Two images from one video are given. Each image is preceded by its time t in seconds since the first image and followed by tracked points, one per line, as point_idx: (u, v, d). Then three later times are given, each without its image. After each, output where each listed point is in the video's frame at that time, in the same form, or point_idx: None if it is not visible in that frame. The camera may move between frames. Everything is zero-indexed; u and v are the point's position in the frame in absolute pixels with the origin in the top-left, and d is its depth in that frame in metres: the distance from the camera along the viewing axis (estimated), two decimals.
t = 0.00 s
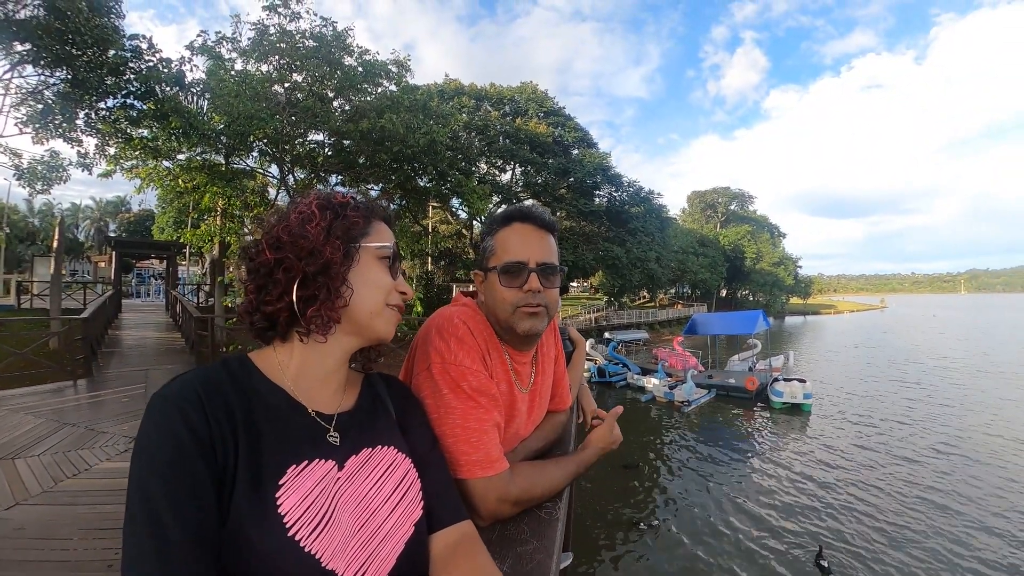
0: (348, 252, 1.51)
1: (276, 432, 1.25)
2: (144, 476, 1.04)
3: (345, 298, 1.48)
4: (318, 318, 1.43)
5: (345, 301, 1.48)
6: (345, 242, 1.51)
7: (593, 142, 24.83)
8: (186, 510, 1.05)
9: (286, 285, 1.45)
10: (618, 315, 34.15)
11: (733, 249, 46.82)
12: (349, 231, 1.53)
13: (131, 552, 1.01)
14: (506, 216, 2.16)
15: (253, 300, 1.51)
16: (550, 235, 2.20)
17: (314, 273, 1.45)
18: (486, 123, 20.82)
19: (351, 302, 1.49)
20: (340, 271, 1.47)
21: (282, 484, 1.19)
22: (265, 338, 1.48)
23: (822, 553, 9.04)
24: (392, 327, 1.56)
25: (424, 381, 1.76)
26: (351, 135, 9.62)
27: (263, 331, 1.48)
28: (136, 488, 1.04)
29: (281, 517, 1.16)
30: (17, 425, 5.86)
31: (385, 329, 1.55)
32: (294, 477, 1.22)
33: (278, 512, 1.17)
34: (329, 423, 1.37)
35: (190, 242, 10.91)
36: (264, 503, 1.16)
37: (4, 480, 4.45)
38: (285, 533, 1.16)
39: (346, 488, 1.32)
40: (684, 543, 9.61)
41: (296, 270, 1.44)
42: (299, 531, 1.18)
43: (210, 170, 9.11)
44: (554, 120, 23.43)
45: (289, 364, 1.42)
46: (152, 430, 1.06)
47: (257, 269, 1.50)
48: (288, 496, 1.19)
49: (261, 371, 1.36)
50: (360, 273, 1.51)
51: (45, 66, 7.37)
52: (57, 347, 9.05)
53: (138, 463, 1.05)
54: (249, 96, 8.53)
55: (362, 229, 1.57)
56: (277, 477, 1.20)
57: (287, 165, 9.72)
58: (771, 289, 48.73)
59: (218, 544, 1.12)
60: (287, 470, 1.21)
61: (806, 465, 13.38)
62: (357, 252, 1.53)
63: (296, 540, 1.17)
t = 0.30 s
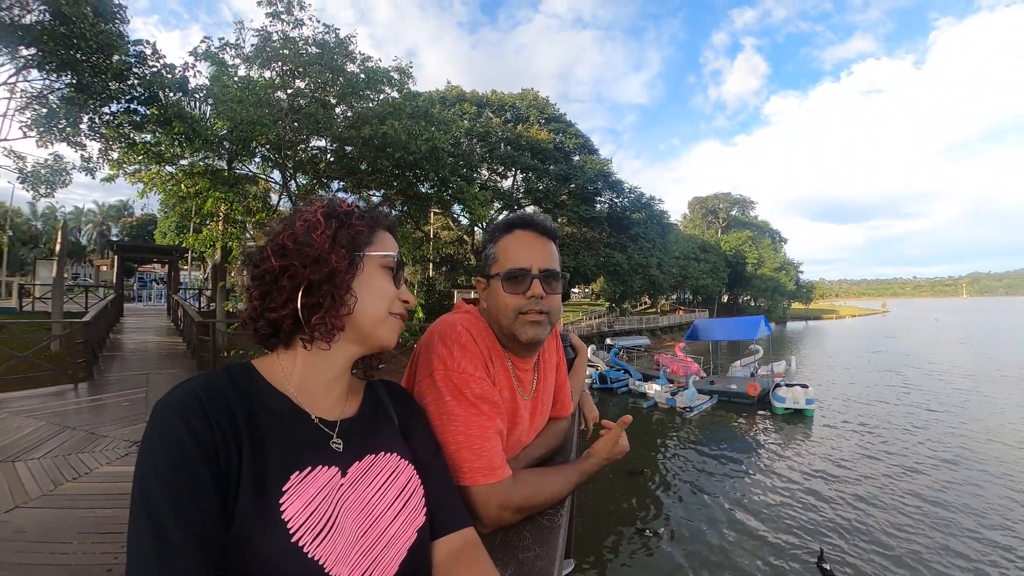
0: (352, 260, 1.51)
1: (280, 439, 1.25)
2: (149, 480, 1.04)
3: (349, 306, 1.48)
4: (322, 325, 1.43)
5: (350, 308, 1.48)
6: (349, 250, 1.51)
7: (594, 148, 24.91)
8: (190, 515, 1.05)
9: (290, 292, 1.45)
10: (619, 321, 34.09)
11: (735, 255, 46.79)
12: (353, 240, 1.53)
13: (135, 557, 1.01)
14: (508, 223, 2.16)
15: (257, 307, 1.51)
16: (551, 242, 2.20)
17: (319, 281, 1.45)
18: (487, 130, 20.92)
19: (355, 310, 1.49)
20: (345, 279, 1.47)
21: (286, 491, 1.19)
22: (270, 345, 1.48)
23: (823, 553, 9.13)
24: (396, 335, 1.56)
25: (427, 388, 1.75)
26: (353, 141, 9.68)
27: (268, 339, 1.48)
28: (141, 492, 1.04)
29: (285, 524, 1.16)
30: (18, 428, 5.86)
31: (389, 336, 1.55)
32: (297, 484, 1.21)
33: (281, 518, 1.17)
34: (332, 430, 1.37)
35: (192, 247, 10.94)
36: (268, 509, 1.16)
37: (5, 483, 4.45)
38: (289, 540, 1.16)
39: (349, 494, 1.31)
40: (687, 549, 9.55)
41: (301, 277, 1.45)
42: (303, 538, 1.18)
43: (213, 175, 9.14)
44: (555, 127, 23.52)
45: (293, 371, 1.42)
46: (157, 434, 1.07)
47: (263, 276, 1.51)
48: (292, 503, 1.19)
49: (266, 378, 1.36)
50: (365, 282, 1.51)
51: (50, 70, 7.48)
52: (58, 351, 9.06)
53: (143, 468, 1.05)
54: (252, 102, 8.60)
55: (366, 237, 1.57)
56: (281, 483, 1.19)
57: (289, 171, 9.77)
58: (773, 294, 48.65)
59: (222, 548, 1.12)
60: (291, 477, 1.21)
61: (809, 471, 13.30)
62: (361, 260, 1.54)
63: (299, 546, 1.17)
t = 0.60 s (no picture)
0: (359, 267, 1.51)
1: (284, 442, 1.24)
2: (155, 483, 1.04)
3: (354, 313, 1.48)
4: (327, 332, 1.43)
5: (354, 315, 1.48)
6: (355, 256, 1.51)
7: (594, 154, 24.98)
8: (194, 519, 1.04)
9: (297, 298, 1.46)
10: (620, 327, 34.05)
11: (736, 260, 46.77)
12: (360, 246, 1.53)
13: (141, 559, 1.01)
14: (511, 229, 2.16)
15: (264, 313, 1.52)
16: (555, 248, 2.20)
17: (326, 287, 1.46)
18: (488, 136, 21.01)
19: (359, 316, 1.49)
20: (351, 285, 1.47)
21: (291, 495, 1.19)
22: (276, 350, 1.48)
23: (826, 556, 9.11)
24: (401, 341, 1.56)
25: (430, 393, 1.74)
26: (354, 147, 9.72)
27: (274, 345, 1.48)
28: (147, 493, 1.04)
29: (290, 528, 1.16)
30: (18, 432, 5.85)
31: (394, 344, 1.54)
32: (302, 489, 1.21)
33: (286, 521, 1.16)
34: (336, 435, 1.36)
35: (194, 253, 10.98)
36: (273, 513, 1.16)
37: (4, 487, 4.44)
38: (293, 544, 1.16)
39: (353, 499, 1.31)
40: (690, 554, 9.48)
41: (308, 284, 1.45)
42: (308, 541, 1.18)
43: (214, 180, 9.10)
44: (555, 133, 23.61)
45: (298, 377, 1.42)
46: (163, 436, 1.06)
47: (269, 282, 1.51)
48: (297, 507, 1.18)
49: (272, 383, 1.36)
50: (369, 288, 1.51)
51: (54, 76, 7.56)
52: (59, 355, 9.06)
53: (150, 470, 1.05)
54: (255, 108, 8.65)
55: (373, 244, 1.57)
56: (287, 487, 1.19)
57: (291, 177, 9.80)
58: (774, 300, 48.59)
59: (227, 552, 1.11)
60: (296, 481, 1.21)
61: (812, 475, 13.23)
62: (368, 266, 1.54)
63: (304, 550, 1.17)
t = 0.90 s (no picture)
0: (359, 270, 1.51)
1: (287, 444, 1.24)
2: (156, 486, 1.04)
3: (355, 316, 1.48)
4: (328, 335, 1.43)
5: (355, 318, 1.48)
6: (355, 259, 1.51)
7: (596, 156, 24.98)
8: (196, 522, 1.04)
9: (298, 301, 1.46)
10: (623, 328, 34.01)
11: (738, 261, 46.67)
12: (362, 249, 1.54)
13: (143, 561, 1.01)
14: (513, 232, 2.16)
15: (266, 316, 1.52)
16: (557, 250, 2.20)
17: (326, 289, 1.46)
18: (489, 138, 21.05)
19: (360, 319, 1.49)
20: (351, 289, 1.47)
21: (293, 497, 1.19)
22: (278, 352, 1.49)
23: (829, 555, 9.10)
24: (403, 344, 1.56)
25: (432, 396, 1.74)
26: (356, 150, 9.76)
27: (277, 348, 1.49)
28: (149, 495, 1.04)
29: (292, 530, 1.16)
30: (22, 434, 5.88)
31: (396, 346, 1.54)
32: (305, 491, 1.21)
33: (288, 524, 1.17)
34: (339, 438, 1.36)
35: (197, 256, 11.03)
36: (275, 516, 1.16)
37: (8, 489, 4.45)
38: (296, 546, 1.16)
39: (355, 501, 1.31)
40: (694, 556, 9.45)
41: (309, 287, 1.46)
42: (310, 543, 1.18)
43: (216, 184, 9.08)
44: (557, 134, 23.63)
45: (300, 379, 1.42)
46: (165, 439, 1.06)
47: (270, 285, 1.52)
48: (300, 509, 1.18)
49: (274, 385, 1.36)
50: (371, 291, 1.51)
51: (57, 80, 7.62)
52: (62, 358, 9.09)
53: (151, 473, 1.05)
54: (256, 112, 8.69)
55: (374, 246, 1.57)
56: (289, 490, 1.19)
57: (293, 179, 9.82)
58: (777, 300, 48.47)
59: (229, 553, 1.11)
60: (298, 484, 1.21)
61: (816, 476, 13.17)
62: (368, 269, 1.54)
63: (307, 552, 1.17)
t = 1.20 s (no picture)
0: (359, 270, 1.52)
1: (288, 444, 1.24)
2: (159, 486, 1.05)
3: (354, 316, 1.48)
4: (327, 335, 1.43)
5: (353, 318, 1.48)
6: (354, 258, 1.51)
7: (597, 155, 24.94)
8: (198, 522, 1.05)
9: (297, 302, 1.46)
10: (625, 327, 33.97)
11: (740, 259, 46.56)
12: (361, 250, 1.54)
13: (145, 561, 1.01)
14: (513, 232, 2.17)
15: (266, 317, 1.53)
16: (557, 250, 2.20)
17: (326, 290, 1.46)
18: (491, 138, 21.07)
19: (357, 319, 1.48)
20: (351, 290, 1.48)
21: (295, 497, 1.19)
22: (280, 354, 1.49)
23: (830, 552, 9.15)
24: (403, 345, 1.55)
25: (433, 397, 1.74)
26: (358, 151, 9.77)
27: (279, 348, 1.50)
28: (151, 495, 1.04)
29: (294, 531, 1.16)
30: (24, 436, 5.90)
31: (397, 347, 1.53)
32: (307, 491, 1.21)
33: (291, 525, 1.17)
34: (342, 439, 1.37)
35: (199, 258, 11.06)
36: (278, 517, 1.16)
37: (11, 491, 4.47)
38: (297, 546, 1.16)
39: (358, 502, 1.31)
40: (698, 556, 9.43)
41: (308, 287, 1.46)
42: (312, 543, 1.18)
43: (218, 186, 9.08)
44: (558, 134, 23.61)
45: (303, 379, 1.43)
46: (167, 439, 1.07)
47: (270, 285, 1.52)
48: (301, 509, 1.18)
49: (275, 386, 1.37)
50: (371, 291, 1.51)
51: (59, 83, 7.67)
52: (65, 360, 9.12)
53: (153, 473, 1.05)
54: (257, 113, 8.68)
55: (374, 246, 1.57)
56: (291, 491, 1.19)
57: (294, 181, 9.83)
58: (780, 299, 48.37)
59: (232, 552, 1.12)
60: (301, 483, 1.21)
61: (820, 475, 13.12)
62: (367, 268, 1.53)
63: (309, 553, 1.17)
